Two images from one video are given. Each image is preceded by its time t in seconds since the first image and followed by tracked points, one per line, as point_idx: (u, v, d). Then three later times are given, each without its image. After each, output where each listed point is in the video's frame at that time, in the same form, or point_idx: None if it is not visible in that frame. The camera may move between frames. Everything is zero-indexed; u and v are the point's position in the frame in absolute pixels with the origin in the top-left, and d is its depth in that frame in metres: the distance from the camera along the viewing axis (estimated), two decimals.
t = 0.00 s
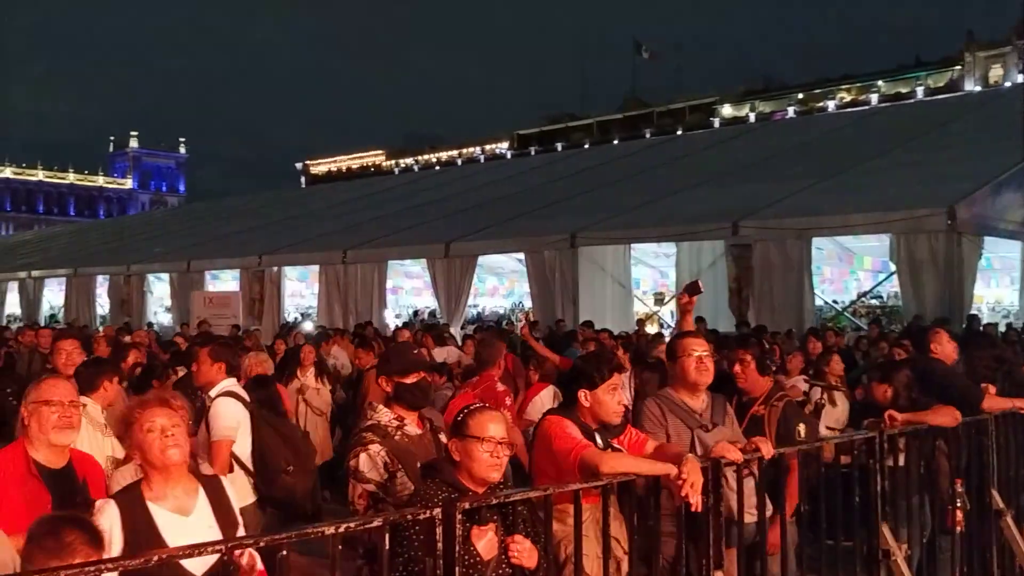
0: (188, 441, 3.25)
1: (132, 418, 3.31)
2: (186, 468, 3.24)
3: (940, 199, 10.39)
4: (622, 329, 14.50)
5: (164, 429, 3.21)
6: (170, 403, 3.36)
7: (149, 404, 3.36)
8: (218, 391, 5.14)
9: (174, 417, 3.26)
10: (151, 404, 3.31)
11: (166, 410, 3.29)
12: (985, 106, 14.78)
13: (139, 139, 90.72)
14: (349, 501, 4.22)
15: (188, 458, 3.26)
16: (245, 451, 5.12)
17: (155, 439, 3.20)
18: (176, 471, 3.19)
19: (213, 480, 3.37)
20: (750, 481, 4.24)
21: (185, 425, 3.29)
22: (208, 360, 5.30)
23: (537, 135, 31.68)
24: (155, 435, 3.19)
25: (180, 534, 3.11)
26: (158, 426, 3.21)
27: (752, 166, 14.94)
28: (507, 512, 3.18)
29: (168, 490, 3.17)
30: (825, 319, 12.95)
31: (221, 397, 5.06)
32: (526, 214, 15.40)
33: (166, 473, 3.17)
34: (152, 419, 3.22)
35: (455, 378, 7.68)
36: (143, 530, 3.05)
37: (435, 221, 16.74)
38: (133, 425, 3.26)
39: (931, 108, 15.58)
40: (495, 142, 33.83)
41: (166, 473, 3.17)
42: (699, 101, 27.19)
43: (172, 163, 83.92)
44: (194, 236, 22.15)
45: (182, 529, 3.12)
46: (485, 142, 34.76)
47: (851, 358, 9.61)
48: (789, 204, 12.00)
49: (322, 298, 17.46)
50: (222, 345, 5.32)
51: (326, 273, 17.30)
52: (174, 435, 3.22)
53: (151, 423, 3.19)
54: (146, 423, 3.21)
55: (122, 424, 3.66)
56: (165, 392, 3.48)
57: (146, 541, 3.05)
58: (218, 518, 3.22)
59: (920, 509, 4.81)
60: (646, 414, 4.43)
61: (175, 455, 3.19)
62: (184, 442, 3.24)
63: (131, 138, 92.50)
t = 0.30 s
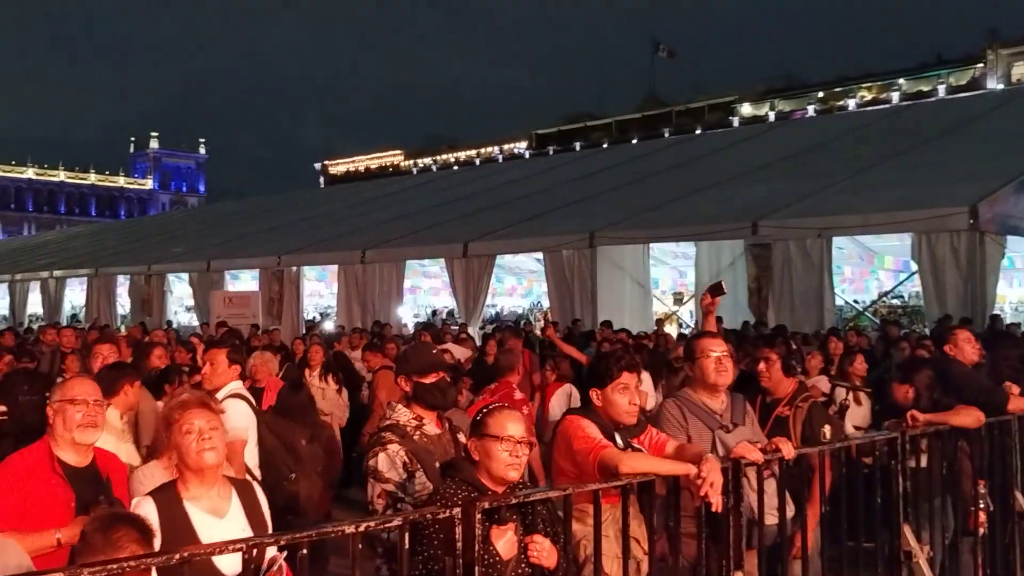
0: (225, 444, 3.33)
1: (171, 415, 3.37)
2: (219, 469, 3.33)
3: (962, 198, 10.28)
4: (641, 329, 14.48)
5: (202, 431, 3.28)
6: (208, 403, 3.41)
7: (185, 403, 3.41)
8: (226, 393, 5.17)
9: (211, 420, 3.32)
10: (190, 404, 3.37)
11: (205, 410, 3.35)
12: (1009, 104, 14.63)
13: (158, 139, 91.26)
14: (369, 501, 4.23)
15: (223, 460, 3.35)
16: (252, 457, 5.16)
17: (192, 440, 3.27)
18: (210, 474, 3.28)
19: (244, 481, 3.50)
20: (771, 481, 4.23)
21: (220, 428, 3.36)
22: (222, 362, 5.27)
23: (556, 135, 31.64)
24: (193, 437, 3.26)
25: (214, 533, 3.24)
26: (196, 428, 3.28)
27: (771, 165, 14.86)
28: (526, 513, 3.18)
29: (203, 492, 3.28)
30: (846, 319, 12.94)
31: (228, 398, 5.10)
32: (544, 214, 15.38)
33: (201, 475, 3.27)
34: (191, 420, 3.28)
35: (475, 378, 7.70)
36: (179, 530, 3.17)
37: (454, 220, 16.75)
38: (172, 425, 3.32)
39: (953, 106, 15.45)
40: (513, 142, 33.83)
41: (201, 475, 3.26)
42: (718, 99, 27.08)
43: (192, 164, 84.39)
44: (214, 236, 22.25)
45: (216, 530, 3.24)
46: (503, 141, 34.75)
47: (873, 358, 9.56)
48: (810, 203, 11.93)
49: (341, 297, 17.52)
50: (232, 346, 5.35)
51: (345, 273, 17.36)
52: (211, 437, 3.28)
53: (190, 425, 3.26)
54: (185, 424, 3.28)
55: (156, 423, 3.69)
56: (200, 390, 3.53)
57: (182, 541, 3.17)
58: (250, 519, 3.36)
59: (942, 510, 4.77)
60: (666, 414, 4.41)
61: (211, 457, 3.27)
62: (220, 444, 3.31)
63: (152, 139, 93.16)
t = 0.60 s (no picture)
0: (251, 460, 3.33)
1: (197, 427, 3.37)
2: (244, 484, 3.33)
3: (982, 197, 10.20)
4: (658, 328, 14.49)
5: (230, 445, 3.28)
6: (237, 416, 3.41)
7: (213, 415, 3.42)
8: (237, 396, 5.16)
9: (239, 433, 3.32)
10: (219, 415, 3.38)
11: (233, 423, 3.35)
12: None
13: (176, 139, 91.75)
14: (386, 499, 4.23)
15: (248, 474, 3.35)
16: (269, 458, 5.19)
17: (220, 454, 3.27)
18: (236, 489, 3.29)
19: (267, 495, 3.50)
20: (788, 480, 4.20)
21: (248, 441, 3.36)
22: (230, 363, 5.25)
23: (572, 134, 31.63)
24: (221, 450, 3.27)
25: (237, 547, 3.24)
26: (224, 442, 3.28)
27: (789, 165, 14.80)
28: (542, 513, 3.18)
29: (228, 505, 3.29)
30: (864, 319, 12.94)
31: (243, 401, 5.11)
32: (561, 214, 15.37)
33: (226, 489, 3.27)
34: (220, 433, 3.29)
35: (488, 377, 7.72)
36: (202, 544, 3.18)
37: (470, 220, 16.77)
38: (199, 436, 3.33)
39: (973, 104, 15.34)
40: (530, 142, 33.84)
41: (228, 490, 3.26)
42: (735, 98, 27.00)
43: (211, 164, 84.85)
44: (232, 236, 22.36)
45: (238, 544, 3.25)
46: (520, 141, 34.76)
47: (891, 358, 9.51)
48: (828, 203, 11.87)
49: (358, 297, 17.58)
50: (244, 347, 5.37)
51: (362, 273, 17.42)
52: (238, 451, 3.29)
53: (219, 439, 3.26)
54: (214, 437, 3.28)
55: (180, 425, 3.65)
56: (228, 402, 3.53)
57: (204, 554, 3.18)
58: (271, 532, 3.36)
59: (962, 512, 4.73)
60: (682, 412, 4.39)
61: (237, 472, 3.27)
62: (247, 459, 3.32)
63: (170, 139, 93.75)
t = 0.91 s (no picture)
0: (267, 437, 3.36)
1: (213, 405, 3.41)
2: (260, 462, 3.34)
3: (999, 197, 10.11)
4: (672, 328, 14.46)
5: (247, 421, 3.32)
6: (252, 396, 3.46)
7: (229, 395, 3.47)
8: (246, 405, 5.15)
9: (255, 412, 3.37)
10: (234, 395, 3.42)
11: (249, 402, 3.40)
12: None
13: (192, 139, 92.25)
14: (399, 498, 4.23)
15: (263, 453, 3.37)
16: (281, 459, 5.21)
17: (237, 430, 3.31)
18: (252, 465, 3.29)
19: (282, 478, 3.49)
20: (803, 482, 4.18)
21: (264, 420, 3.40)
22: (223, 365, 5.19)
23: (587, 134, 31.60)
24: (237, 426, 3.30)
25: (249, 524, 3.22)
26: (240, 417, 3.32)
27: (804, 164, 14.74)
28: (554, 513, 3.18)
29: (242, 481, 3.29)
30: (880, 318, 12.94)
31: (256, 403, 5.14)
32: (575, 213, 15.36)
33: (242, 465, 3.28)
34: (236, 410, 3.33)
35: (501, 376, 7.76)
36: (214, 518, 3.17)
37: (484, 219, 16.77)
38: (215, 413, 3.36)
39: (990, 103, 15.23)
40: (544, 142, 33.83)
41: (243, 464, 3.27)
42: (750, 97, 26.90)
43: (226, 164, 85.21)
44: (247, 236, 22.43)
45: (250, 520, 3.23)
46: (534, 141, 34.74)
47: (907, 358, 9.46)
48: (843, 202, 11.81)
49: (372, 296, 17.61)
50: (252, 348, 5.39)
51: (377, 273, 17.45)
52: (254, 428, 3.32)
53: (236, 414, 3.30)
54: (231, 413, 3.32)
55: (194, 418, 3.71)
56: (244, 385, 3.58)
57: (216, 529, 3.16)
58: (283, 514, 3.33)
59: (979, 513, 4.70)
60: (695, 413, 4.36)
61: (254, 448, 3.29)
62: (263, 437, 3.34)
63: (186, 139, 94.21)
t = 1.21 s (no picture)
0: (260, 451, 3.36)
1: (208, 419, 3.41)
2: (254, 476, 3.33)
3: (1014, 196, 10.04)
4: (685, 328, 14.43)
5: (240, 437, 3.31)
6: (245, 409, 3.45)
7: (223, 408, 3.46)
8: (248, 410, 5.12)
9: (248, 427, 3.36)
10: (228, 409, 3.41)
11: (243, 416, 3.39)
12: None
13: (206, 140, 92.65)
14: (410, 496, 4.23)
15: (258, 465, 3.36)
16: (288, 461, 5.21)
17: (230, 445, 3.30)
18: (246, 479, 3.28)
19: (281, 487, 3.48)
20: (814, 482, 4.16)
21: (257, 434, 3.40)
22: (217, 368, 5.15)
23: (599, 134, 31.57)
24: (230, 441, 3.29)
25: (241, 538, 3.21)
26: (234, 433, 3.32)
27: (817, 164, 14.68)
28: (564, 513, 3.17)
29: (235, 496, 3.27)
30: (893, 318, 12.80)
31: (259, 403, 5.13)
32: (588, 213, 15.34)
33: (235, 480, 3.27)
34: (229, 425, 3.33)
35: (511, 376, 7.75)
36: (207, 534, 3.16)
37: (496, 220, 16.78)
38: (208, 429, 3.36)
39: (1006, 101, 15.12)
40: (556, 142, 33.81)
41: (236, 479, 3.26)
42: (763, 96, 26.82)
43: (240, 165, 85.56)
44: (260, 236, 22.50)
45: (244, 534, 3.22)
46: (547, 141, 34.73)
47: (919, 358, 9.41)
48: (856, 201, 11.75)
49: (384, 296, 17.64)
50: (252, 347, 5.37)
51: (389, 273, 17.48)
52: (248, 442, 3.32)
53: (229, 429, 3.30)
54: (224, 428, 3.32)
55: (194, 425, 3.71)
56: (239, 397, 3.58)
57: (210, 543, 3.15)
58: (279, 525, 3.31)
59: (993, 513, 4.67)
60: (707, 413, 4.36)
61: (248, 463, 3.28)
62: (256, 450, 3.34)
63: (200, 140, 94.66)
